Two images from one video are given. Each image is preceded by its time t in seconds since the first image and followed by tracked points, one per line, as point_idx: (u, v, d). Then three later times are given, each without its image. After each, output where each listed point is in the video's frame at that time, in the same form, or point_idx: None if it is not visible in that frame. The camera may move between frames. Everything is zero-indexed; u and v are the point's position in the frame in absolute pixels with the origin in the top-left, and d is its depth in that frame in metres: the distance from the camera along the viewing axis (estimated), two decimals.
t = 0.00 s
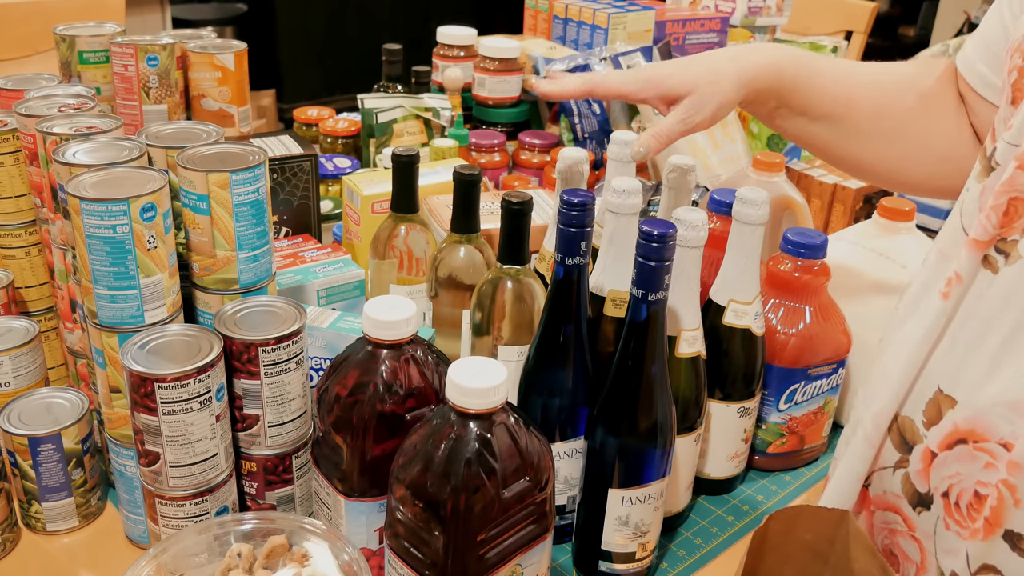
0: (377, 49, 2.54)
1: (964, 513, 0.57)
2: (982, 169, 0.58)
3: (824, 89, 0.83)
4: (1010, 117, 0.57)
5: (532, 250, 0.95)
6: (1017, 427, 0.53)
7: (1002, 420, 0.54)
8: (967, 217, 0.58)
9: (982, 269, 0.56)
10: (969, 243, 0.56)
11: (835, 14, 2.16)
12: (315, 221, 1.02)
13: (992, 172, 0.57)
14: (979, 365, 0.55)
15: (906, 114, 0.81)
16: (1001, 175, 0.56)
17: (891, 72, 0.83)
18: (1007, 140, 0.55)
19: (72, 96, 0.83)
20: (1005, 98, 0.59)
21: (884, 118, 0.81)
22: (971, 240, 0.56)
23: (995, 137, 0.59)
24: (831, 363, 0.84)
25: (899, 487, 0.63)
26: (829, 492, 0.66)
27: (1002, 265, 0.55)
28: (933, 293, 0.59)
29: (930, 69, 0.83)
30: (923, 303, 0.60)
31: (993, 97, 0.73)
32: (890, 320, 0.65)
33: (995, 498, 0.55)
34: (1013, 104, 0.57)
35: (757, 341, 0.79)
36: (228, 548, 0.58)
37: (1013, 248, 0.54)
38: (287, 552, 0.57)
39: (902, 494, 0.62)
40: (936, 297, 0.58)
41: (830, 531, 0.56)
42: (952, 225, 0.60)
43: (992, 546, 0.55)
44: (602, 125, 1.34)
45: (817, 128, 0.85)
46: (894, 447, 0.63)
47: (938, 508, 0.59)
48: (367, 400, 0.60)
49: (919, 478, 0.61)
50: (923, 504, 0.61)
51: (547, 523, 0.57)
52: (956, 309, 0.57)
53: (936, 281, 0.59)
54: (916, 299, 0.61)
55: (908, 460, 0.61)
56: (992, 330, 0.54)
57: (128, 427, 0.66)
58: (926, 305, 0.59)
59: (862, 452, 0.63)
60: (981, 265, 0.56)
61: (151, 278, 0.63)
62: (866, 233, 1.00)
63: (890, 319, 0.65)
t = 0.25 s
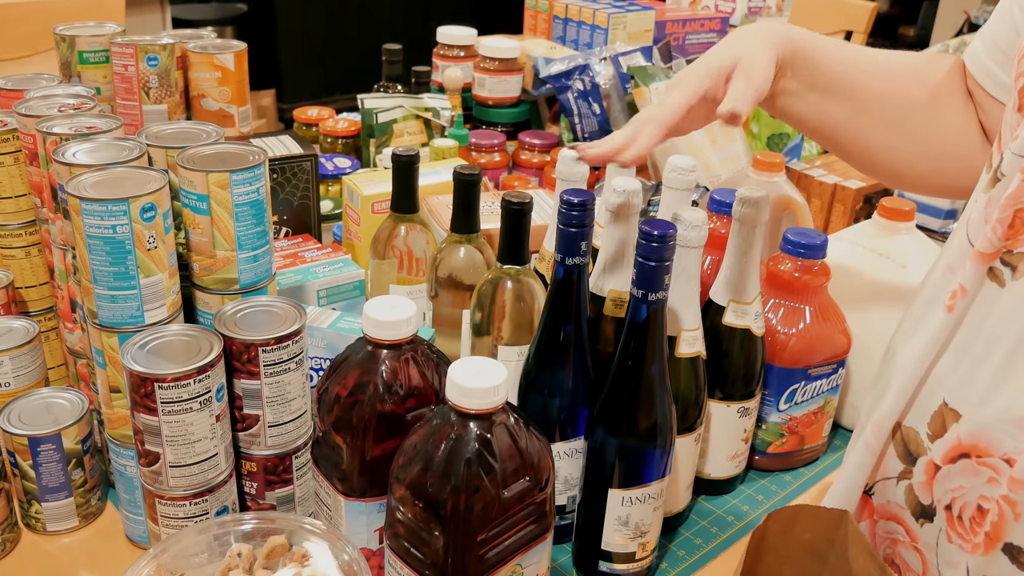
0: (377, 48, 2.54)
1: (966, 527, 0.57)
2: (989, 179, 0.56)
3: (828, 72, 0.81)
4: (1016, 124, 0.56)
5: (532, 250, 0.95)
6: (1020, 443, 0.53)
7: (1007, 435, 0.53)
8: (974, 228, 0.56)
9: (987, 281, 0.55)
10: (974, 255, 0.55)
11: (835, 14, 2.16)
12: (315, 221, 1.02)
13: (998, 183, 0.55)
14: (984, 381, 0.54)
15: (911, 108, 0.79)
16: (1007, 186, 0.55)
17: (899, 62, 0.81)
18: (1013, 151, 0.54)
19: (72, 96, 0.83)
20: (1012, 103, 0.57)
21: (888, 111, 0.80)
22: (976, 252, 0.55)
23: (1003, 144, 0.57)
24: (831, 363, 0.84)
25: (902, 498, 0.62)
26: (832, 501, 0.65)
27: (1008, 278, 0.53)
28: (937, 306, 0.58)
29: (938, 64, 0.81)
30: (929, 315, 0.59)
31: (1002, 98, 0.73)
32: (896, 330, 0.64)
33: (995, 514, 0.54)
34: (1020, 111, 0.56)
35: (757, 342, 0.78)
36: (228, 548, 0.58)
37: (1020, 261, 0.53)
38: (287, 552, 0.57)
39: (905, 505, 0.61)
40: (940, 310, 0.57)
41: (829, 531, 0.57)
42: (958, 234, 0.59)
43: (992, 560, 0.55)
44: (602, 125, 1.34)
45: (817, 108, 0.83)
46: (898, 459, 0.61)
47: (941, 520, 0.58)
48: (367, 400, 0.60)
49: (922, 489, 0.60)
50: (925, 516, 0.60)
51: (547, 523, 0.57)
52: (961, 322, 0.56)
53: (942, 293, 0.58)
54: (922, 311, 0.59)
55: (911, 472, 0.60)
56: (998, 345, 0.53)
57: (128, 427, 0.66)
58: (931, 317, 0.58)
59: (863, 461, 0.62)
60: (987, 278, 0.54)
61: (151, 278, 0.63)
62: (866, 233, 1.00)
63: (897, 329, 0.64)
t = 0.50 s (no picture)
0: (377, 49, 2.54)
1: (960, 532, 0.56)
2: (992, 185, 0.56)
3: (824, 101, 0.75)
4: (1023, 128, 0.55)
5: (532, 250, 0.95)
6: (1015, 450, 0.52)
7: (1002, 442, 0.53)
8: (975, 233, 0.56)
9: (987, 287, 0.54)
10: (974, 261, 0.55)
11: (835, 14, 2.16)
12: (315, 221, 1.02)
13: (1002, 189, 0.54)
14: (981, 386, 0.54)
15: (915, 123, 0.75)
16: (1009, 193, 0.54)
17: (892, 74, 0.76)
18: (1017, 158, 0.53)
19: (72, 96, 0.83)
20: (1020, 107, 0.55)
21: (891, 129, 0.75)
22: (976, 258, 0.55)
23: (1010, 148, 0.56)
24: (831, 363, 0.84)
25: (898, 501, 0.62)
26: (831, 505, 0.65)
27: (1007, 284, 0.53)
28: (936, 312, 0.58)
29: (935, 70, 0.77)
30: (929, 320, 0.59)
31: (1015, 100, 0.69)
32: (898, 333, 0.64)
33: (990, 521, 0.54)
34: None
35: (756, 342, 0.78)
36: (228, 548, 0.58)
37: (1018, 267, 0.52)
38: (287, 552, 0.57)
39: (900, 507, 0.61)
40: (938, 316, 0.57)
41: (829, 532, 0.57)
42: (960, 238, 0.59)
43: (986, 566, 0.55)
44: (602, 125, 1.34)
45: (814, 143, 0.78)
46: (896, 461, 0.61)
47: (935, 524, 0.58)
48: (367, 400, 0.60)
49: (917, 493, 0.60)
50: (920, 519, 0.60)
51: (547, 523, 0.57)
52: (959, 328, 0.56)
53: (942, 298, 0.58)
54: (923, 315, 0.60)
55: (908, 475, 0.60)
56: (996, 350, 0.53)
57: (128, 427, 0.66)
58: (931, 322, 0.58)
59: (860, 464, 0.62)
60: (987, 283, 0.54)
61: (151, 278, 0.63)
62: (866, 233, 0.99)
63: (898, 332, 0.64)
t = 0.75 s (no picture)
0: (377, 49, 2.54)
1: (954, 534, 0.56)
2: (994, 188, 0.56)
3: (810, 130, 0.75)
4: None
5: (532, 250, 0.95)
6: (1011, 453, 0.52)
7: (998, 445, 0.53)
8: (976, 237, 0.56)
9: (986, 291, 0.54)
10: (973, 264, 0.55)
11: (835, 13, 2.16)
12: (315, 221, 1.02)
13: (1003, 193, 0.55)
14: (977, 390, 0.54)
15: (906, 139, 0.74)
16: (1011, 196, 0.54)
17: (878, 92, 0.76)
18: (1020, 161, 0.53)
19: (72, 96, 0.83)
20: None
21: (881, 148, 0.75)
22: (976, 262, 0.55)
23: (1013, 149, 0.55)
24: (831, 363, 0.84)
25: (892, 501, 0.62)
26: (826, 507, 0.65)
27: (1005, 286, 0.53)
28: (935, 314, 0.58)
29: (926, 82, 0.76)
30: (927, 323, 0.59)
31: (1017, 103, 0.68)
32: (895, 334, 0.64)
33: (986, 525, 0.54)
34: None
35: (756, 342, 0.78)
36: (228, 548, 0.58)
37: (1018, 271, 0.52)
38: (287, 552, 0.57)
39: (894, 508, 0.61)
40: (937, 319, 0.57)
41: (829, 533, 0.57)
42: (960, 241, 0.59)
43: (982, 571, 0.54)
44: (602, 125, 1.34)
45: (806, 173, 0.77)
46: (891, 463, 0.61)
47: (929, 525, 0.58)
48: (367, 400, 0.60)
49: (911, 493, 0.60)
50: (914, 520, 0.60)
51: (547, 523, 0.57)
52: (958, 331, 0.56)
53: (942, 301, 0.58)
54: (922, 317, 0.60)
55: (902, 476, 0.60)
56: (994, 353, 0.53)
57: (128, 427, 0.66)
58: (930, 325, 0.58)
59: (857, 465, 0.62)
60: (986, 287, 0.54)
61: (151, 278, 0.63)
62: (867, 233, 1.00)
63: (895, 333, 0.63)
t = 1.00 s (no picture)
0: (377, 49, 2.54)
1: (952, 535, 0.57)
2: (989, 186, 0.55)
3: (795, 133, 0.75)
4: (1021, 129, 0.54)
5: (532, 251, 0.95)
6: (1009, 453, 0.52)
7: (996, 445, 0.53)
8: (971, 236, 0.56)
9: (984, 290, 0.54)
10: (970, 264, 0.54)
11: (835, 13, 2.16)
12: (315, 221, 1.02)
13: (998, 191, 0.54)
14: (976, 390, 0.54)
15: (890, 139, 0.74)
16: (1007, 195, 0.53)
17: (864, 92, 0.76)
18: (1015, 159, 0.53)
19: (72, 96, 0.83)
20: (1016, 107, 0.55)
21: (866, 148, 0.75)
22: (972, 262, 0.54)
23: (1005, 148, 0.55)
24: (831, 363, 0.84)
25: (888, 502, 0.62)
26: (822, 509, 0.65)
27: (1003, 286, 0.52)
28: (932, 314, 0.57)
29: (912, 83, 0.76)
30: (923, 322, 0.58)
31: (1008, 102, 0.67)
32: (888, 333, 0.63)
33: (985, 526, 0.54)
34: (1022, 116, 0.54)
35: (757, 342, 0.78)
36: (228, 548, 0.58)
37: (1016, 270, 0.52)
38: (287, 552, 0.57)
39: (891, 509, 0.61)
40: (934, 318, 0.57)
41: (828, 532, 0.57)
42: (955, 239, 0.58)
43: (982, 572, 0.54)
44: (602, 125, 1.34)
45: (794, 176, 0.77)
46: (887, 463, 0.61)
47: (926, 526, 0.58)
48: (367, 400, 0.60)
49: (908, 494, 0.60)
50: (911, 521, 0.60)
51: (547, 523, 0.57)
52: (955, 331, 0.56)
53: (937, 300, 0.58)
54: (917, 317, 0.59)
55: (898, 476, 0.60)
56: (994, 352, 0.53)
57: (128, 427, 0.66)
58: (926, 325, 0.58)
59: (853, 465, 0.62)
60: (983, 287, 0.54)
61: (151, 278, 0.63)
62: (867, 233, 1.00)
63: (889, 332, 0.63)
